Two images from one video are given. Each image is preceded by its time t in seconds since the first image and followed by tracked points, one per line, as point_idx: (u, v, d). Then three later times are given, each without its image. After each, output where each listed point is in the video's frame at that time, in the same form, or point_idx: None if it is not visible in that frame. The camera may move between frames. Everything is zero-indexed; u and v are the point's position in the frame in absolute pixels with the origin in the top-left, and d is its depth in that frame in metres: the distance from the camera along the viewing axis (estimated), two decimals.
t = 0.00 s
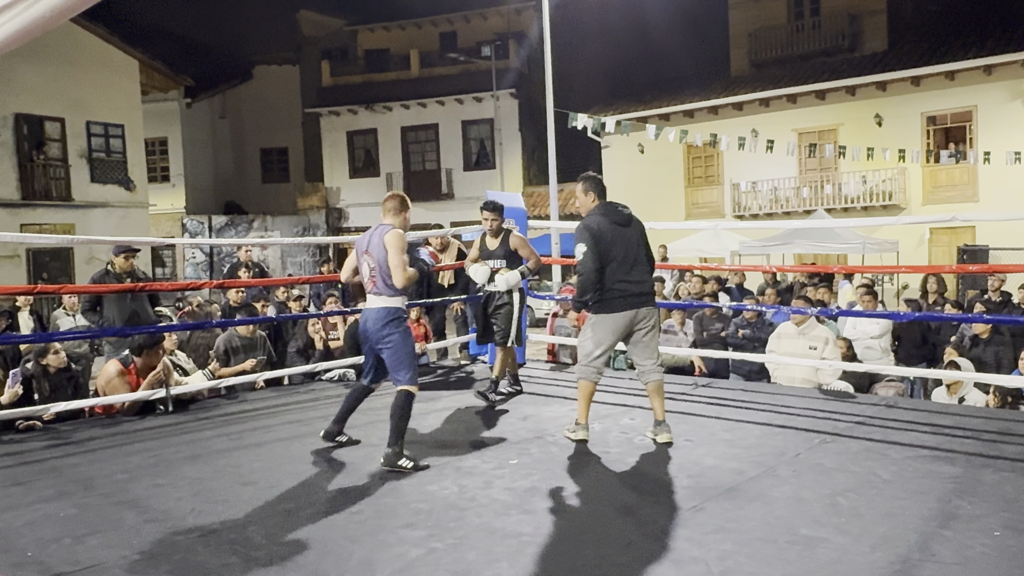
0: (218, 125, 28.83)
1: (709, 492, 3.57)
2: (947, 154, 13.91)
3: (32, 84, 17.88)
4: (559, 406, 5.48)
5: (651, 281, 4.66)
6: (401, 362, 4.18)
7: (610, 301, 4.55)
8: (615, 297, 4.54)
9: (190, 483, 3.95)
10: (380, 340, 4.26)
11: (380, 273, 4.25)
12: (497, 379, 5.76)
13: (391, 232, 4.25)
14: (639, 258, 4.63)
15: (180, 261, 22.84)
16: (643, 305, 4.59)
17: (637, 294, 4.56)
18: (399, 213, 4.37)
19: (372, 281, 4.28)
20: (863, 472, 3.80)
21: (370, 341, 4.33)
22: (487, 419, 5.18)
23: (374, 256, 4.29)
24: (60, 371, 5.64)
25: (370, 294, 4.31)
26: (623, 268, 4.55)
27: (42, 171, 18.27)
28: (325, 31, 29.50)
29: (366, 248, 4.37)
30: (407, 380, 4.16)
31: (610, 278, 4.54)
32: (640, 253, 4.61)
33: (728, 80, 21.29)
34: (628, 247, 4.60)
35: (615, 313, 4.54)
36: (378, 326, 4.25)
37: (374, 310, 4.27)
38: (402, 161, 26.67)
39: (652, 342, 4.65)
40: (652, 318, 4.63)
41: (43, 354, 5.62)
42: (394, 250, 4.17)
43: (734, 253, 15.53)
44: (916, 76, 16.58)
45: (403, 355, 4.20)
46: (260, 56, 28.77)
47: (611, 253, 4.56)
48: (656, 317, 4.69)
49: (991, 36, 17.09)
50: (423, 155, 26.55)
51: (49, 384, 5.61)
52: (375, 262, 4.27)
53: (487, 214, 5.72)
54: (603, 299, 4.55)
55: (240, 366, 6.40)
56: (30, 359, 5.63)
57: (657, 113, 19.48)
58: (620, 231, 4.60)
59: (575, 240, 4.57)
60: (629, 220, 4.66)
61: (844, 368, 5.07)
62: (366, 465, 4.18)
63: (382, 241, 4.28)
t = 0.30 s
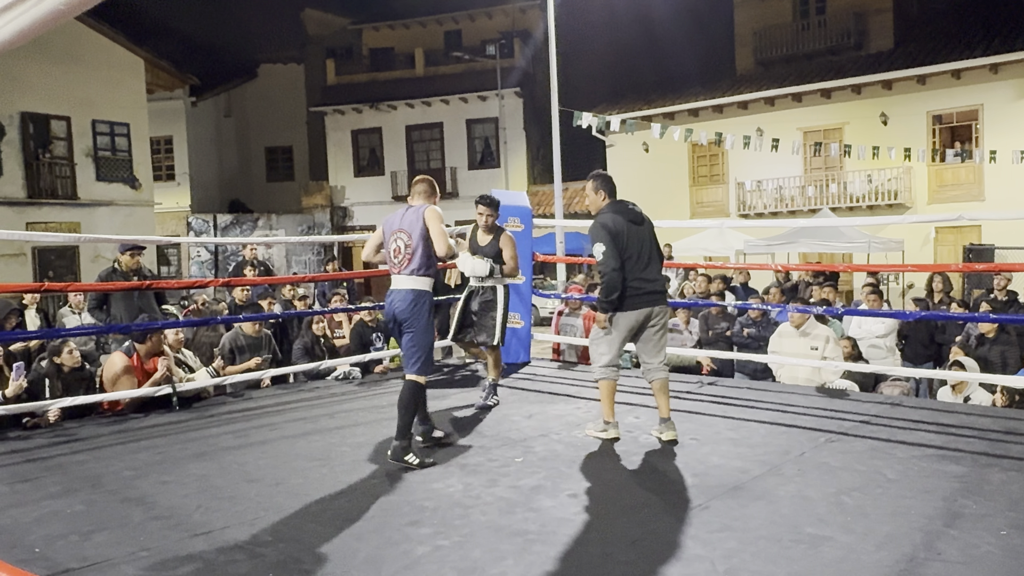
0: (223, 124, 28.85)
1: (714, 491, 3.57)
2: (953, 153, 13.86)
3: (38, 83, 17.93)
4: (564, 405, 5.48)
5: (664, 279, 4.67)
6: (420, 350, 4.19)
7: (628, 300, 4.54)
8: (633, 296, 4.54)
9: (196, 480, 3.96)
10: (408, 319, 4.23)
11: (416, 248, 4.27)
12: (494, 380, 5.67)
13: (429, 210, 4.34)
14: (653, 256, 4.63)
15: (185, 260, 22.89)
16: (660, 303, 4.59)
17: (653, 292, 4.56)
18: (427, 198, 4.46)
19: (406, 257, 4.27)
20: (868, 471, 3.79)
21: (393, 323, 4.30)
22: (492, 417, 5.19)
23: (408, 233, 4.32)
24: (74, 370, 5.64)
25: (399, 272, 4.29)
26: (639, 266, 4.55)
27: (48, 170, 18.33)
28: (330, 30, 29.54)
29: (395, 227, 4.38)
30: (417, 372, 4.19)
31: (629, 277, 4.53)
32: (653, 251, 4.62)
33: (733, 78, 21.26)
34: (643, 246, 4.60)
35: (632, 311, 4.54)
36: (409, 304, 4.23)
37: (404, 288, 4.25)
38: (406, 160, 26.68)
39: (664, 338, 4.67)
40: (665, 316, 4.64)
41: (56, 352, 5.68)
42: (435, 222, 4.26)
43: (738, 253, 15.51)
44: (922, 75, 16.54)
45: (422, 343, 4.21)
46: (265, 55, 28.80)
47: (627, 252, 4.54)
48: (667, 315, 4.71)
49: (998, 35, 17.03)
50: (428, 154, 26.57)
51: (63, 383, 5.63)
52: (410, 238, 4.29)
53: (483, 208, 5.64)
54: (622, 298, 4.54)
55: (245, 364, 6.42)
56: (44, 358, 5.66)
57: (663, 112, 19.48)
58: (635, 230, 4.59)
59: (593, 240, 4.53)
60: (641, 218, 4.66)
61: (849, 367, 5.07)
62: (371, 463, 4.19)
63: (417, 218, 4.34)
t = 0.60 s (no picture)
0: (227, 124, 28.86)
1: (717, 491, 3.57)
2: (957, 154, 13.82)
3: (41, 84, 17.97)
4: (567, 405, 5.49)
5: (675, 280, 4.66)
6: (460, 344, 4.26)
7: (638, 302, 4.52)
8: (643, 297, 4.52)
9: (199, 481, 3.97)
10: (433, 318, 4.28)
11: (433, 250, 4.34)
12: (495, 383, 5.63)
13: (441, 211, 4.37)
14: (664, 257, 4.62)
15: (188, 260, 22.95)
16: (670, 304, 4.58)
17: (664, 292, 4.55)
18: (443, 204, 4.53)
19: (425, 259, 4.36)
20: (871, 473, 3.79)
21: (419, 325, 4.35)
22: (494, 418, 5.19)
23: (425, 237, 4.41)
24: (81, 370, 5.58)
25: (422, 275, 4.37)
26: (651, 267, 4.54)
27: (52, 170, 18.37)
28: (333, 30, 29.58)
29: (414, 232, 4.48)
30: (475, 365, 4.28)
31: (637, 278, 4.51)
32: (664, 252, 4.61)
33: (736, 79, 21.27)
34: (653, 248, 4.59)
35: (643, 312, 4.52)
36: (432, 304, 4.29)
37: (427, 290, 4.32)
38: (409, 160, 26.69)
39: (674, 340, 4.67)
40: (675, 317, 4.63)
41: (63, 352, 5.60)
42: (448, 225, 4.30)
43: (741, 253, 15.49)
44: (926, 75, 16.52)
45: (459, 338, 4.27)
46: (268, 56, 28.83)
47: (637, 253, 4.54)
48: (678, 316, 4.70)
49: (1001, 35, 17.02)
50: (431, 154, 26.59)
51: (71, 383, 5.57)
52: (427, 241, 4.38)
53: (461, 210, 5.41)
54: (632, 300, 4.52)
55: (247, 365, 6.42)
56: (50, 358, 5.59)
57: (666, 112, 19.49)
58: (645, 232, 4.59)
59: (602, 243, 4.54)
60: (651, 220, 4.65)
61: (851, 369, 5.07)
62: (374, 463, 4.20)
63: (432, 221, 4.41)
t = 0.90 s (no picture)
0: (230, 125, 28.88)
1: (720, 492, 3.57)
2: (961, 154, 13.78)
3: (45, 85, 18.01)
4: (569, 405, 5.49)
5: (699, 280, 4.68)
6: (481, 358, 4.17)
7: (667, 301, 4.54)
8: (672, 297, 4.53)
9: (202, 481, 3.98)
10: (466, 330, 4.24)
11: (467, 261, 4.28)
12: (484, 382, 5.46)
13: (477, 223, 4.33)
14: (689, 256, 4.63)
15: (191, 260, 22.98)
16: (696, 303, 4.60)
17: (691, 292, 4.56)
18: (468, 212, 4.51)
19: (457, 268, 4.28)
20: (873, 473, 3.79)
21: (448, 334, 4.33)
22: (497, 418, 5.20)
23: (457, 246, 4.33)
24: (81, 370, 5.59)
25: (451, 284, 4.30)
26: (677, 267, 4.55)
27: (55, 170, 18.41)
28: (336, 31, 29.60)
29: (442, 239, 4.39)
30: (483, 382, 4.16)
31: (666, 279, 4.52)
32: (689, 252, 4.62)
33: (739, 79, 21.25)
34: (679, 247, 4.59)
35: (671, 312, 4.54)
36: (465, 316, 4.24)
37: (458, 300, 4.27)
38: (412, 160, 26.68)
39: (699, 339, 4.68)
40: (701, 316, 4.65)
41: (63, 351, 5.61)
42: (486, 239, 4.28)
43: (744, 253, 15.46)
44: (929, 75, 16.50)
45: (484, 352, 4.20)
46: (271, 56, 28.86)
47: (664, 253, 4.55)
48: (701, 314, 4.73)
49: (1004, 35, 17.00)
50: (434, 154, 26.57)
51: (70, 383, 5.58)
52: (460, 250, 4.31)
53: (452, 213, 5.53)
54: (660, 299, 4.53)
55: (250, 365, 6.42)
56: (51, 358, 5.59)
57: (669, 113, 19.50)
58: (672, 232, 4.58)
59: (631, 242, 4.51)
60: (676, 219, 4.64)
61: (854, 369, 5.07)
62: (377, 463, 4.20)
63: (464, 230, 4.35)
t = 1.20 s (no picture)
0: (231, 125, 28.92)
1: (722, 493, 3.57)
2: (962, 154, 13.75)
3: (47, 86, 18.03)
4: (570, 405, 5.49)
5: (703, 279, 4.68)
6: (484, 358, 4.17)
7: (672, 301, 4.53)
8: (678, 297, 4.53)
9: (204, 481, 3.98)
10: (469, 329, 4.25)
11: (481, 262, 4.29)
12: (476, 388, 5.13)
13: (492, 225, 4.33)
14: (693, 256, 4.63)
15: (193, 260, 23.01)
16: (701, 303, 4.60)
17: (696, 291, 4.56)
18: (480, 207, 4.53)
19: (470, 270, 4.28)
20: (875, 473, 3.79)
21: (454, 333, 4.35)
22: (499, 417, 5.20)
23: (468, 245, 4.33)
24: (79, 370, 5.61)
25: (460, 285, 4.30)
26: (683, 266, 4.55)
27: (56, 170, 18.42)
28: (337, 31, 29.58)
29: (454, 240, 4.37)
30: (486, 381, 4.14)
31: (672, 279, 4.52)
32: (693, 251, 4.62)
33: (741, 79, 21.22)
34: (684, 247, 4.59)
35: (677, 312, 4.54)
36: (471, 314, 4.25)
37: (465, 300, 4.28)
38: (413, 161, 26.67)
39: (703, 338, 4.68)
40: (705, 315, 4.66)
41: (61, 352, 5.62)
42: (501, 242, 4.30)
43: (745, 253, 15.45)
44: (931, 75, 16.50)
45: (488, 350, 4.21)
46: (272, 56, 28.87)
47: (669, 253, 4.54)
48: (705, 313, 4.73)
49: (1005, 35, 16.99)
50: (435, 155, 26.57)
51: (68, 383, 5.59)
52: (473, 252, 4.31)
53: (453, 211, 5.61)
54: (665, 299, 4.52)
55: (250, 365, 6.42)
56: (48, 356, 5.61)
57: (669, 112, 19.50)
58: (676, 231, 4.58)
59: (636, 242, 4.48)
60: (680, 218, 4.63)
61: (856, 369, 5.07)
62: (377, 463, 4.20)
63: (478, 232, 4.34)
